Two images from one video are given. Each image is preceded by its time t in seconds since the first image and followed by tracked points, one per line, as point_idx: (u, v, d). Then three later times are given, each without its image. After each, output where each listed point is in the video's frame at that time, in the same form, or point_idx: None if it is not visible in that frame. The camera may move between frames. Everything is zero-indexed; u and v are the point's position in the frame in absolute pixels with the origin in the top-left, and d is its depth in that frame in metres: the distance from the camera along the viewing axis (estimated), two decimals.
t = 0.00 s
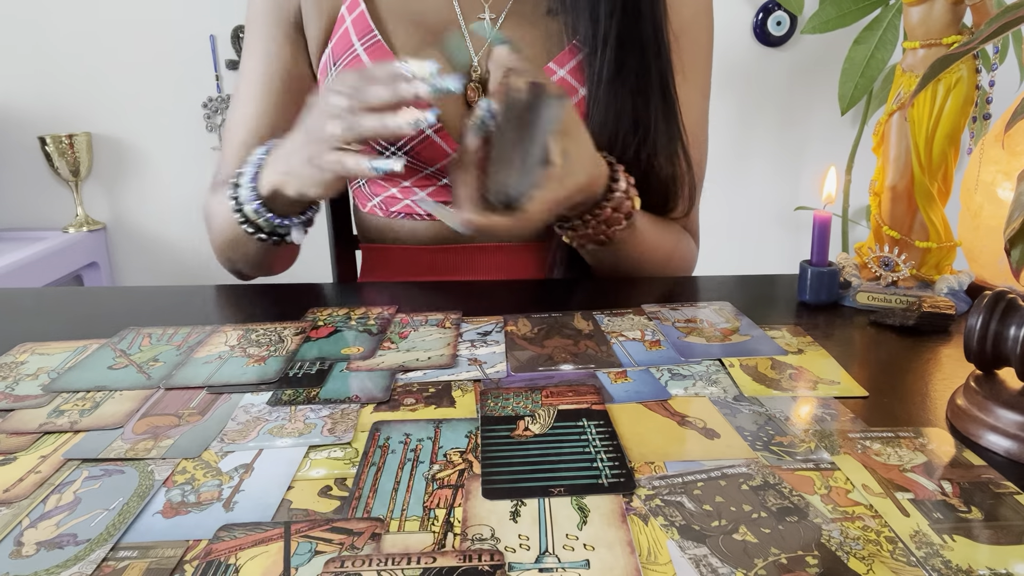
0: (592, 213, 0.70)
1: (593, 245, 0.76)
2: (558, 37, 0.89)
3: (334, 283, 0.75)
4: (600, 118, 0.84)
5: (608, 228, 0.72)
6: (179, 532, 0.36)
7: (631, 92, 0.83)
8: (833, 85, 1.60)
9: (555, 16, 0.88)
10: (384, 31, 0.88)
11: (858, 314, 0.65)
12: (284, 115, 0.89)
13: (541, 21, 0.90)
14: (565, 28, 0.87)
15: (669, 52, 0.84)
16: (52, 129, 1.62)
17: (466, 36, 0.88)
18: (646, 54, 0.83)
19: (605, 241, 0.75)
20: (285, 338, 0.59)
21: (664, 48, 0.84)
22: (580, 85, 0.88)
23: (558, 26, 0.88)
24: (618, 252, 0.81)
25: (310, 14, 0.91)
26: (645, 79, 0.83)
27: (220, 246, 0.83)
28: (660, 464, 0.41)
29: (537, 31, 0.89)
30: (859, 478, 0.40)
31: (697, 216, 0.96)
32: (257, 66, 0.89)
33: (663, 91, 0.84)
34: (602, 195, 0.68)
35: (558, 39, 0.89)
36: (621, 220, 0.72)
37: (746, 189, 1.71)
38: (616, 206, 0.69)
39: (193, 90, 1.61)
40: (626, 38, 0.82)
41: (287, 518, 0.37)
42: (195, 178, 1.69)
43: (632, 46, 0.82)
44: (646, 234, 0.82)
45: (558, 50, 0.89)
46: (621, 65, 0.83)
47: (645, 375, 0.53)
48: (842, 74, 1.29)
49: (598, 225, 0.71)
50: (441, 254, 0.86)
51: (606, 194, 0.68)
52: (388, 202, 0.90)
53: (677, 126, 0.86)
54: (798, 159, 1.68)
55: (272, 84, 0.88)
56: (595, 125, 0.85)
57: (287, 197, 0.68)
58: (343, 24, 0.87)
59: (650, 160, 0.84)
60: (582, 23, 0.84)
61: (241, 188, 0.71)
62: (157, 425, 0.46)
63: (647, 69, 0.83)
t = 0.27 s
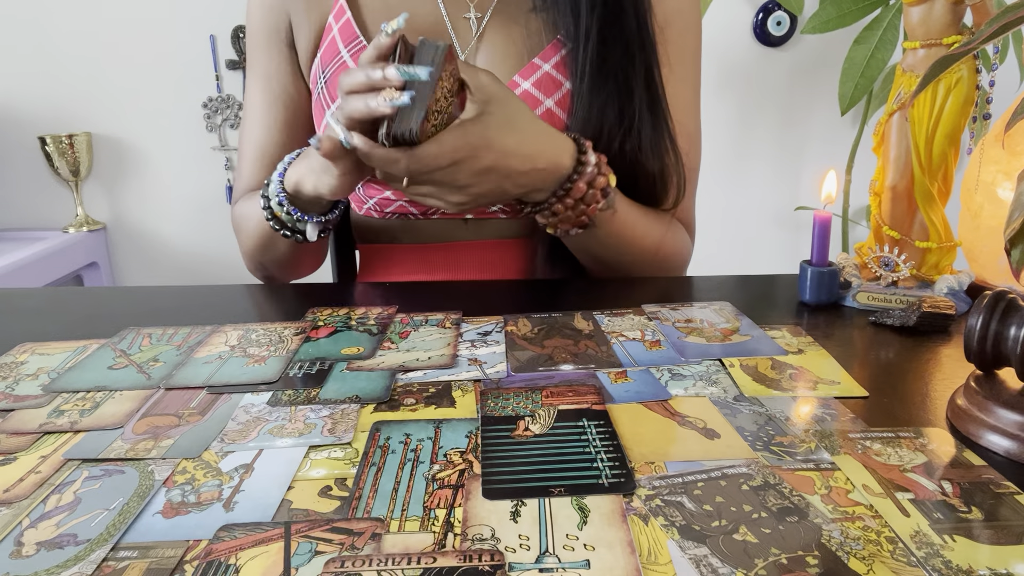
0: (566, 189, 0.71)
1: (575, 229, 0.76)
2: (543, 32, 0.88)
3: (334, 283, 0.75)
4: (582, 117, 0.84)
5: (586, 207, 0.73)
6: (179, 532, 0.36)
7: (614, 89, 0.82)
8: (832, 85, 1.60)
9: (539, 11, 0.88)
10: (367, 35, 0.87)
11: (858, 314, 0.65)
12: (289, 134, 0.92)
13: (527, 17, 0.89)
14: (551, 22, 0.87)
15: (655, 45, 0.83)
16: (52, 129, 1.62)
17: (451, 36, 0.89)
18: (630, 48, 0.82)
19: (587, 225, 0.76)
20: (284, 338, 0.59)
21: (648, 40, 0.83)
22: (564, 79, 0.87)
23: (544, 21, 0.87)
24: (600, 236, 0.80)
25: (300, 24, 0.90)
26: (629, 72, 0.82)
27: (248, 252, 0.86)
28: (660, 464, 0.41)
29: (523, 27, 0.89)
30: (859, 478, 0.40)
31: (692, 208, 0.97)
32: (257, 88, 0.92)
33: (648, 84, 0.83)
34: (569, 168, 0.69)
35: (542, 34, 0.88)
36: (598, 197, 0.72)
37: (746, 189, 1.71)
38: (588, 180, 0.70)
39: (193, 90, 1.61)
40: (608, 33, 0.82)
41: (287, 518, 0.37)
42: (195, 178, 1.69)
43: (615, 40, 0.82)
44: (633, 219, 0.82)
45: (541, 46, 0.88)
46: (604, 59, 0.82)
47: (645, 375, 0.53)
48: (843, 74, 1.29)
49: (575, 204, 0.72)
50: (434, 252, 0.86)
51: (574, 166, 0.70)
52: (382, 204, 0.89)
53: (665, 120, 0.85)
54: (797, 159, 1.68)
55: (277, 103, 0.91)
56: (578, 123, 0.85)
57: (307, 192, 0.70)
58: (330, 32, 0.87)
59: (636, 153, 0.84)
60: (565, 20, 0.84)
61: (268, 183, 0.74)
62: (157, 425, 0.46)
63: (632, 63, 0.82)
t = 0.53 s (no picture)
0: (566, 168, 0.70)
1: (577, 208, 0.75)
2: (533, 31, 0.87)
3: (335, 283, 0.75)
4: (576, 109, 0.85)
5: (586, 183, 0.72)
6: (180, 532, 0.36)
7: (605, 84, 0.83)
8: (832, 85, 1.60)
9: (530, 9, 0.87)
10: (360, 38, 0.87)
11: (859, 314, 0.65)
12: (287, 138, 0.92)
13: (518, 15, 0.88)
14: (542, 20, 0.87)
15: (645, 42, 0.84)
16: (52, 129, 1.62)
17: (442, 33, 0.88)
18: (621, 44, 0.83)
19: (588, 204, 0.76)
20: (285, 338, 0.59)
21: (639, 36, 0.84)
22: (557, 75, 0.87)
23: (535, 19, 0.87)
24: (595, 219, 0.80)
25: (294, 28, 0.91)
26: (619, 67, 0.83)
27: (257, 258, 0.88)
28: (660, 464, 0.41)
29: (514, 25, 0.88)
30: (859, 478, 0.40)
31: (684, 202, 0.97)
32: (254, 93, 0.92)
33: (639, 79, 0.84)
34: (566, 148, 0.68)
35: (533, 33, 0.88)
36: (595, 173, 0.71)
37: (746, 189, 1.71)
38: (586, 157, 0.69)
39: (193, 90, 1.61)
40: (598, 30, 0.83)
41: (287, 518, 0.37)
42: (195, 178, 1.69)
43: (606, 37, 0.83)
44: (626, 207, 0.82)
45: (530, 46, 0.87)
46: (595, 55, 0.83)
47: (645, 375, 0.53)
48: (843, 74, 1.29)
49: (575, 179, 0.71)
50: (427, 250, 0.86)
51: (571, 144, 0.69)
52: (379, 204, 0.90)
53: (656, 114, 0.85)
54: (797, 159, 1.68)
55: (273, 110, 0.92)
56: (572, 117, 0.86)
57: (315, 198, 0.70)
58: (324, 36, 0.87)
59: (626, 147, 0.84)
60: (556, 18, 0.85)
61: (278, 191, 0.74)
62: (157, 425, 0.46)
63: (622, 58, 0.83)
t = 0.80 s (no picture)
0: (555, 171, 0.71)
1: (567, 212, 0.75)
2: (529, 26, 0.88)
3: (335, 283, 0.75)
4: (571, 108, 0.84)
5: (575, 187, 0.72)
6: (180, 532, 0.36)
7: (601, 81, 0.82)
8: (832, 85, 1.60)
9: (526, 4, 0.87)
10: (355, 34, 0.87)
11: (859, 314, 0.65)
12: (287, 138, 0.93)
13: (512, 10, 0.88)
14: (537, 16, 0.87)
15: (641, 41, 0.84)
16: (52, 129, 1.62)
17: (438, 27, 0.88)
18: (617, 43, 0.82)
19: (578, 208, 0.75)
20: (284, 338, 0.59)
21: (636, 36, 0.83)
22: (553, 68, 0.87)
23: (529, 13, 0.87)
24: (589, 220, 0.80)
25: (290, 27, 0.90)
26: (614, 65, 0.82)
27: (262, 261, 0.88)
28: (660, 465, 0.41)
29: (510, 20, 0.88)
30: (859, 478, 0.40)
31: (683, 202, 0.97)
32: (254, 95, 0.92)
33: (636, 78, 0.83)
34: (556, 151, 0.69)
35: (529, 29, 0.88)
36: (586, 177, 0.71)
37: (745, 189, 1.71)
38: (575, 161, 0.70)
39: (193, 90, 1.61)
40: (593, 27, 0.82)
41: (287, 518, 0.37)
42: (195, 178, 1.69)
43: (601, 35, 0.82)
44: (619, 204, 0.82)
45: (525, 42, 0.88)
46: (590, 53, 0.83)
47: (645, 375, 0.53)
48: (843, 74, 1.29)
49: (564, 184, 0.71)
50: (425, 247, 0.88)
51: (561, 148, 0.69)
52: (376, 200, 0.89)
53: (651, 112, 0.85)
54: (797, 159, 1.68)
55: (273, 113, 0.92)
56: (567, 115, 0.85)
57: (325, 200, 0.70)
58: (319, 34, 0.87)
59: (624, 144, 0.84)
60: (552, 16, 0.85)
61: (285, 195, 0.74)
62: (157, 425, 0.46)
63: (618, 58, 0.82)
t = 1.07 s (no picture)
0: (564, 186, 0.70)
1: (569, 220, 0.75)
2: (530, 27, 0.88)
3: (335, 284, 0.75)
4: (572, 111, 0.85)
5: (581, 202, 0.72)
6: (180, 532, 0.36)
7: (601, 83, 0.83)
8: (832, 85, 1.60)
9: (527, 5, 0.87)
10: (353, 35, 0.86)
11: (859, 314, 0.65)
12: (287, 138, 0.92)
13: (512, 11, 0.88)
14: (538, 17, 0.87)
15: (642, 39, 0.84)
16: (52, 129, 1.62)
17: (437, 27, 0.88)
18: (617, 42, 0.83)
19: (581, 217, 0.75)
20: (284, 338, 0.59)
21: (637, 35, 0.83)
22: (553, 71, 0.88)
23: (529, 14, 0.88)
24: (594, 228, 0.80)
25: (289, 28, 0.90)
26: (615, 65, 0.83)
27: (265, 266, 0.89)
28: (660, 465, 0.41)
29: (510, 21, 0.88)
30: (859, 478, 0.40)
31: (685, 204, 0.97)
32: (254, 97, 0.92)
33: (636, 78, 0.83)
34: (569, 166, 0.69)
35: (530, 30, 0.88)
36: (594, 194, 0.71)
37: (745, 189, 1.71)
38: (587, 177, 0.70)
39: (193, 90, 1.61)
40: (594, 28, 0.82)
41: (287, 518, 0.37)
42: (195, 178, 1.69)
43: (602, 35, 0.83)
44: (628, 212, 0.82)
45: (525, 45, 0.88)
46: (591, 54, 0.83)
47: (645, 375, 0.53)
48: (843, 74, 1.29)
49: (570, 198, 0.71)
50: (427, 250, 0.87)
51: (574, 164, 0.69)
52: (376, 203, 0.91)
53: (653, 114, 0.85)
54: (797, 159, 1.67)
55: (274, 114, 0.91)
56: (567, 118, 0.86)
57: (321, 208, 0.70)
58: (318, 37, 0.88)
59: (626, 147, 0.84)
60: (552, 17, 0.85)
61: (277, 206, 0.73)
62: (157, 425, 0.46)
63: (619, 57, 0.83)
